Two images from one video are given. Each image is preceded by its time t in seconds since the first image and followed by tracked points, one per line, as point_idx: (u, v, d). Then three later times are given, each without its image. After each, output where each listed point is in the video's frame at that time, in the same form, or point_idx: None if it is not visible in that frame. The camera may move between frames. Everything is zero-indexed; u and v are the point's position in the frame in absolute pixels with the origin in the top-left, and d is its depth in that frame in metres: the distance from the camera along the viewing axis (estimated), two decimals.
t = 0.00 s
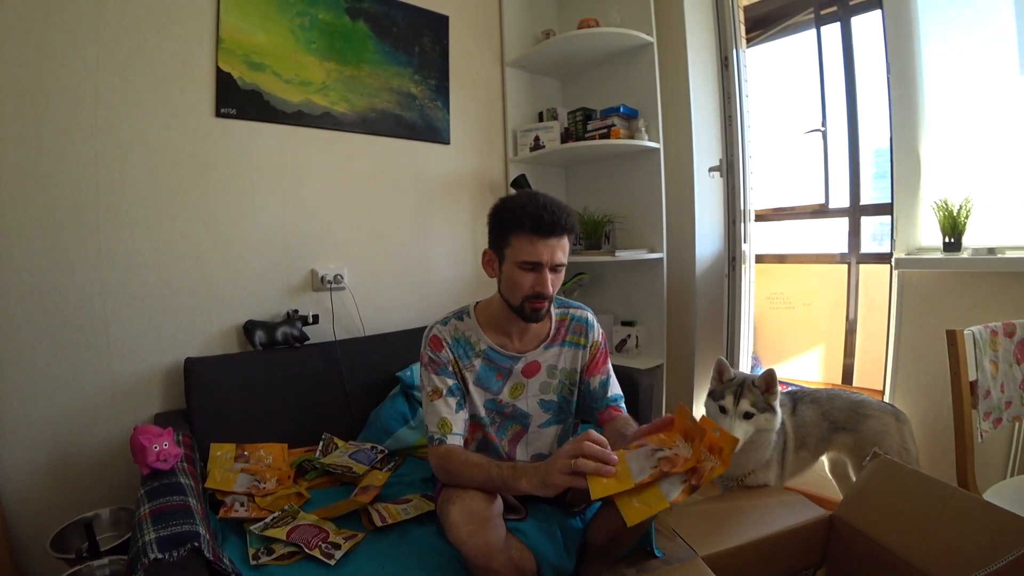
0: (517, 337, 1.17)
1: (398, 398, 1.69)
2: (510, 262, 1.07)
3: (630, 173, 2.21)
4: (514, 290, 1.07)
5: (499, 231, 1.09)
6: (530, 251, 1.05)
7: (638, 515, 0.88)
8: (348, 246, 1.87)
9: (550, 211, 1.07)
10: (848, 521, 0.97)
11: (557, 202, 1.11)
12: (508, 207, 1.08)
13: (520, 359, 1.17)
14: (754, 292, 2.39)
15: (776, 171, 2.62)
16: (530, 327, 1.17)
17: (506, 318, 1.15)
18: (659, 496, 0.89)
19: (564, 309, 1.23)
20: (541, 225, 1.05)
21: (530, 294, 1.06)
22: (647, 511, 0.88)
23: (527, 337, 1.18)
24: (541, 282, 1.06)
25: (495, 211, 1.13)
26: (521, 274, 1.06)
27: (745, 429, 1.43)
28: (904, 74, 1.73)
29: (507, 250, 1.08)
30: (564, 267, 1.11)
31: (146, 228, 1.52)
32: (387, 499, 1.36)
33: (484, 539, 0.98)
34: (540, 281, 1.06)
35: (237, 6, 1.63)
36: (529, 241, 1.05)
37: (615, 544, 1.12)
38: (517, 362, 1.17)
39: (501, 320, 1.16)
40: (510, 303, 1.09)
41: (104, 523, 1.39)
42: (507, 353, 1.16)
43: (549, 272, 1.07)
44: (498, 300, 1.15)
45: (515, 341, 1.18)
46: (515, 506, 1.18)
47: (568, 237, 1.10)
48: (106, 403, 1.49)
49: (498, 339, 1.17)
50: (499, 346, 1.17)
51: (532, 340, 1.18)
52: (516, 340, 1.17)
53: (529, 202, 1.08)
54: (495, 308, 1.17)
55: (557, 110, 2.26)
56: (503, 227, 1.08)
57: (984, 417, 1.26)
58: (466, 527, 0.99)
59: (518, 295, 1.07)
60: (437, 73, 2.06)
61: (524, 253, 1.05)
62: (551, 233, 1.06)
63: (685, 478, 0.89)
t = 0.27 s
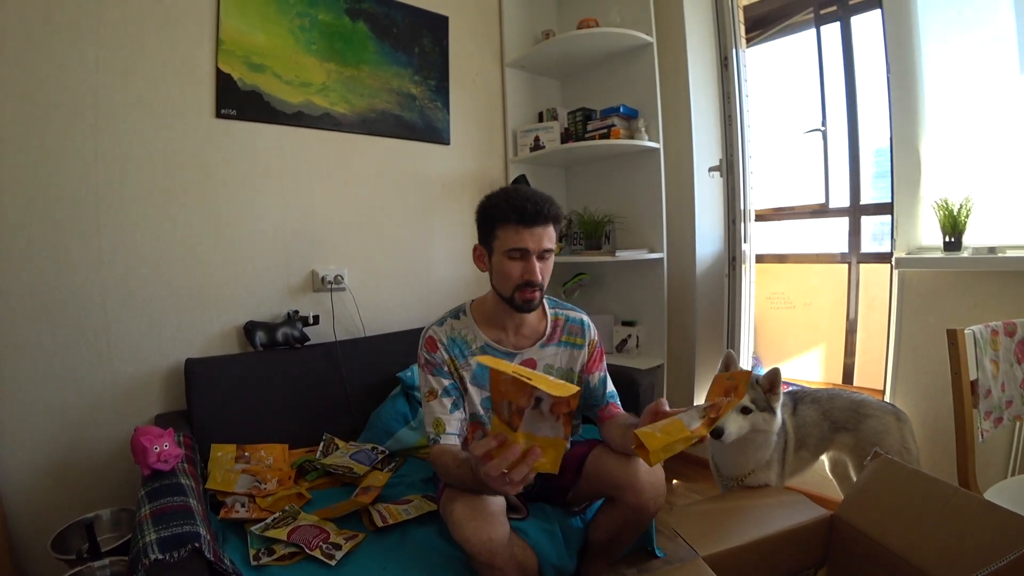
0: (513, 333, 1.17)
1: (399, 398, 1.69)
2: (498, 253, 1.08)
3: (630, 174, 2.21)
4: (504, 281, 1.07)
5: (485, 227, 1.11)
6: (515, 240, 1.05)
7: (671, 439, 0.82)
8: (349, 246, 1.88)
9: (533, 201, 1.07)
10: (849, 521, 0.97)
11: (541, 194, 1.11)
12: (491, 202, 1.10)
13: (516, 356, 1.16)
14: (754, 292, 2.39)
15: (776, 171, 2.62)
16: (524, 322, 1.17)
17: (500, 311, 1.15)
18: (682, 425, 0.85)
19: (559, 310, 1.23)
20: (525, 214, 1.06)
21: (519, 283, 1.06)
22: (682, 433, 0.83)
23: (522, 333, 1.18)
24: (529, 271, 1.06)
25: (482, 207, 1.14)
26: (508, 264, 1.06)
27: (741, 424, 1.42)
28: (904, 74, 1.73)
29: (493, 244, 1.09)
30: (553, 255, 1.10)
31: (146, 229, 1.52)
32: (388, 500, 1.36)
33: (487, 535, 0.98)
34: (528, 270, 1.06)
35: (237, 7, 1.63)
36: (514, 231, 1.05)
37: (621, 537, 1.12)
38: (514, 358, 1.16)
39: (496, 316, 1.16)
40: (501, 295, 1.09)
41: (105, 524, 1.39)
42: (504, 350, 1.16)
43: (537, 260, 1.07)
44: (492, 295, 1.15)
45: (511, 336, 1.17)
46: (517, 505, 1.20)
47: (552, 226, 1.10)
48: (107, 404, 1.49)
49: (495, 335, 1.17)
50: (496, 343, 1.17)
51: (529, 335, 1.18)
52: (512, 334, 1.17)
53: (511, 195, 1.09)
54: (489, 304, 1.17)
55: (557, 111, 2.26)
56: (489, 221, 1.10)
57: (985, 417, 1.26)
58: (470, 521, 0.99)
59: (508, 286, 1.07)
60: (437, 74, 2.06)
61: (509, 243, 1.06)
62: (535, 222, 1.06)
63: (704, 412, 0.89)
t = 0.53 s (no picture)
0: (507, 330, 1.18)
1: (399, 399, 1.69)
2: (471, 247, 1.10)
3: (630, 173, 2.21)
4: (479, 273, 1.08)
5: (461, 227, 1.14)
6: (480, 231, 1.07)
7: (620, 460, 0.94)
8: (349, 247, 1.88)
9: (496, 190, 1.09)
10: (849, 520, 0.97)
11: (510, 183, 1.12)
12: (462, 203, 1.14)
13: (511, 354, 1.16)
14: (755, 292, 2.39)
15: (776, 171, 2.62)
16: (514, 314, 1.16)
17: (490, 306, 1.15)
18: (639, 450, 0.92)
19: (554, 307, 1.22)
20: (487, 203, 1.07)
21: (492, 271, 1.06)
22: (634, 457, 0.93)
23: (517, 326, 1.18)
24: (499, 257, 1.06)
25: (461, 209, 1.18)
26: (480, 255, 1.08)
27: (742, 424, 1.43)
28: (904, 75, 1.73)
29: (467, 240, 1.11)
30: (528, 239, 1.08)
31: (147, 229, 1.52)
32: (389, 500, 1.36)
33: (486, 533, 0.98)
34: (496, 257, 1.05)
35: (237, 8, 1.63)
36: (479, 222, 1.08)
37: (618, 538, 1.13)
38: (510, 356, 1.16)
39: (487, 312, 1.17)
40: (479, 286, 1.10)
41: (105, 524, 1.39)
42: (500, 349, 1.16)
43: (506, 245, 1.06)
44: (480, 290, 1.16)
45: (507, 333, 1.18)
46: (518, 505, 1.19)
47: (522, 211, 1.09)
48: (108, 404, 1.49)
49: (490, 331, 1.18)
50: (491, 340, 1.17)
51: (524, 331, 1.18)
52: (506, 330, 1.18)
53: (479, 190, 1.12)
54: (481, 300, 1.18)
55: (557, 111, 2.26)
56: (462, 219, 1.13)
57: (986, 417, 1.26)
58: (468, 521, 1.00)
59: (483, 276, 1.08)
60: (437, 74, 2.06)
61: (476, 234, 1.08)
62: (500, 211, 1.07)
63: (668, 433, 0.92)
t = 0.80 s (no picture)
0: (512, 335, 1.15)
1: (399, 399, 1.69)
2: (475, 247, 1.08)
3: (631, 174, 2.21)
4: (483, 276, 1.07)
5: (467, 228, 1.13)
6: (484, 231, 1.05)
7: (635, 356, 0.86)
8: (350, 247, 1.88)
9: (501, 188, 1.08)
10: (849, 521, 0.97)
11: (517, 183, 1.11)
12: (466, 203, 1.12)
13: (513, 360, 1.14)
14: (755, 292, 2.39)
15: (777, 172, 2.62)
16: (521, 318, 1.14)
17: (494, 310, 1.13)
18: (643, 334, 0.86)
19: (560, 309, 1.19)
20: (491, 202, 1.06)
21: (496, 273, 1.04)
22: (642, 350, 0.86)
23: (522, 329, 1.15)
24: (503, 257, 1.04)
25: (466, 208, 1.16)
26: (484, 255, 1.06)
27: (742, 424, 1.44)
28: (905, 75, 1.73)
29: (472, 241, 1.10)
30: (533, 239, 1.07)
31: (148, 228, 1.52)
32: (388, 499, 1.36)
33: (482, 536, 0.99)
34: (502, 257, 1.03)
35: (238, 7, 1.63)
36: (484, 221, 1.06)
37: (595, 553, 1.14)
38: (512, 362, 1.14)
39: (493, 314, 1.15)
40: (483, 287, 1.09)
41: (105, 523, 1.39)
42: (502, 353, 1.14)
43: (511, 245, 1.04)
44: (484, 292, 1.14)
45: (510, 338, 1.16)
46: (517, 506, 1.19)
47: (528, 210, 1.07)
48: (108, 403, 1.49)
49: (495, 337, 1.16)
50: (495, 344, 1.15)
51: (528, 335, 1.15)
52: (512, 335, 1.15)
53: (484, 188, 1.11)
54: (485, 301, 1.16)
55: (557, 111, 2.26)
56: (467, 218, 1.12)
57: (986, 417, 1.26)
58: (466, 524, 0.99)
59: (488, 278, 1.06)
60: (438, 74, 2.06)
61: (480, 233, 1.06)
62: (505, 210, 1.05)
63: (662, 309, 0.86)
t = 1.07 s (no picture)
0: (518, 346, 1.17)
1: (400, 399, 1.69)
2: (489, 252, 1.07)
3: (632, 174, 2.21)
4: (494, 284, 1.08)
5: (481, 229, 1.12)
6: (500, 240, 1.05)
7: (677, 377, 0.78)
8: (350, 247, 1.88)
9: (522, 195, 1.06)
10: (850, 522, 0.96)
11: (536, 189, 1.09)
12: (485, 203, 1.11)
13: (521, 375, 1.14)
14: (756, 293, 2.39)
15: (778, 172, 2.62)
16: (529, 328, 1.15)
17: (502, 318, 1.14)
18: (677, 352, 0.78)
19: (569, 322, 1.19)
20: (510, 211, 1.05)
21: (507, 284, 1.05)
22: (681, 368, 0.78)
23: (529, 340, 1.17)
24: (517, 270, 1.04)
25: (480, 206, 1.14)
26: (497, 264, 1.06)
27: (747, 419, 1.43)
28: (906, 76, 1.73)
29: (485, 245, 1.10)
30: (549, 252, 1.07)
31: (148, 229, 1.52)
32: (389, 500, 1.36)
33: (481, 543, 0.98)
34: (515, 269, 1.04)
35: (238, 8, 1.63)
36: (501, 229, 1.05)
37: (598, 557, 1.15)
38: (519, 377, 1.14)
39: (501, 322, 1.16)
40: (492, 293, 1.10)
41: (105, 524, 1.39)
42: (510, 367, 1.14)
43: (525, 258, 1.04)
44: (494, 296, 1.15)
45: (517, 349, 1.17)
46: (516, 508, 1.18)
47: (547, 221, 1.06)
48: (109, 404, 1.49)
49: (502, 344, 1.17)
50: (502, 353, 1.16)
51: (534, 348, 1.17)
52: (517, 345, 1.17)
53: (502, 191, 1.09)
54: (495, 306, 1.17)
55: (558, 111, 2.26)
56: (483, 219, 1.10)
57: (988, 418, 1.26)
58: (464, 531, 0.99)
59: (499, 287, 1.07)
60: (439, 74, 2.06)
61: (496, 241, 1.05)
62: (523, 220, 1.04)
63: (679, 317, 0.79)
